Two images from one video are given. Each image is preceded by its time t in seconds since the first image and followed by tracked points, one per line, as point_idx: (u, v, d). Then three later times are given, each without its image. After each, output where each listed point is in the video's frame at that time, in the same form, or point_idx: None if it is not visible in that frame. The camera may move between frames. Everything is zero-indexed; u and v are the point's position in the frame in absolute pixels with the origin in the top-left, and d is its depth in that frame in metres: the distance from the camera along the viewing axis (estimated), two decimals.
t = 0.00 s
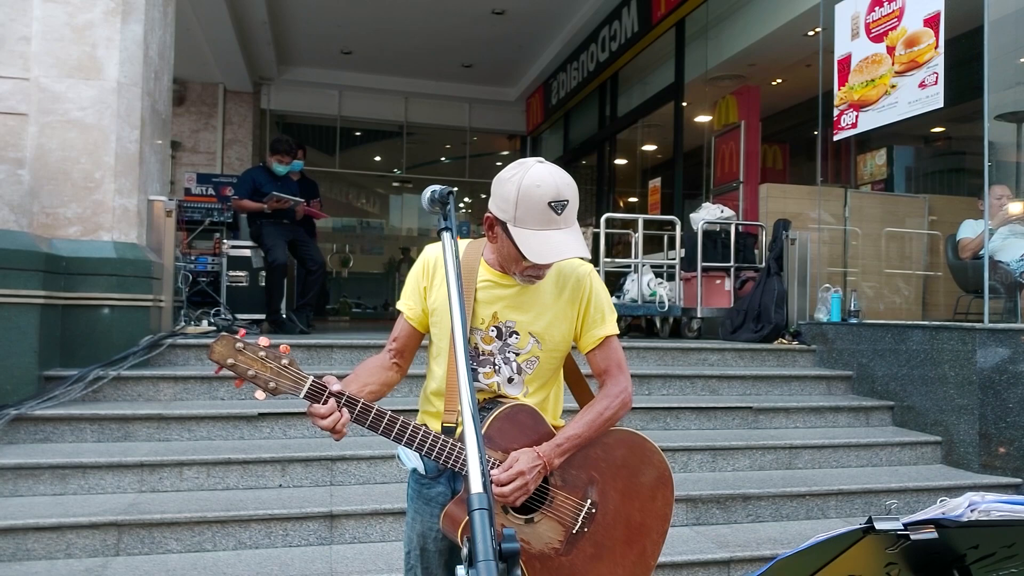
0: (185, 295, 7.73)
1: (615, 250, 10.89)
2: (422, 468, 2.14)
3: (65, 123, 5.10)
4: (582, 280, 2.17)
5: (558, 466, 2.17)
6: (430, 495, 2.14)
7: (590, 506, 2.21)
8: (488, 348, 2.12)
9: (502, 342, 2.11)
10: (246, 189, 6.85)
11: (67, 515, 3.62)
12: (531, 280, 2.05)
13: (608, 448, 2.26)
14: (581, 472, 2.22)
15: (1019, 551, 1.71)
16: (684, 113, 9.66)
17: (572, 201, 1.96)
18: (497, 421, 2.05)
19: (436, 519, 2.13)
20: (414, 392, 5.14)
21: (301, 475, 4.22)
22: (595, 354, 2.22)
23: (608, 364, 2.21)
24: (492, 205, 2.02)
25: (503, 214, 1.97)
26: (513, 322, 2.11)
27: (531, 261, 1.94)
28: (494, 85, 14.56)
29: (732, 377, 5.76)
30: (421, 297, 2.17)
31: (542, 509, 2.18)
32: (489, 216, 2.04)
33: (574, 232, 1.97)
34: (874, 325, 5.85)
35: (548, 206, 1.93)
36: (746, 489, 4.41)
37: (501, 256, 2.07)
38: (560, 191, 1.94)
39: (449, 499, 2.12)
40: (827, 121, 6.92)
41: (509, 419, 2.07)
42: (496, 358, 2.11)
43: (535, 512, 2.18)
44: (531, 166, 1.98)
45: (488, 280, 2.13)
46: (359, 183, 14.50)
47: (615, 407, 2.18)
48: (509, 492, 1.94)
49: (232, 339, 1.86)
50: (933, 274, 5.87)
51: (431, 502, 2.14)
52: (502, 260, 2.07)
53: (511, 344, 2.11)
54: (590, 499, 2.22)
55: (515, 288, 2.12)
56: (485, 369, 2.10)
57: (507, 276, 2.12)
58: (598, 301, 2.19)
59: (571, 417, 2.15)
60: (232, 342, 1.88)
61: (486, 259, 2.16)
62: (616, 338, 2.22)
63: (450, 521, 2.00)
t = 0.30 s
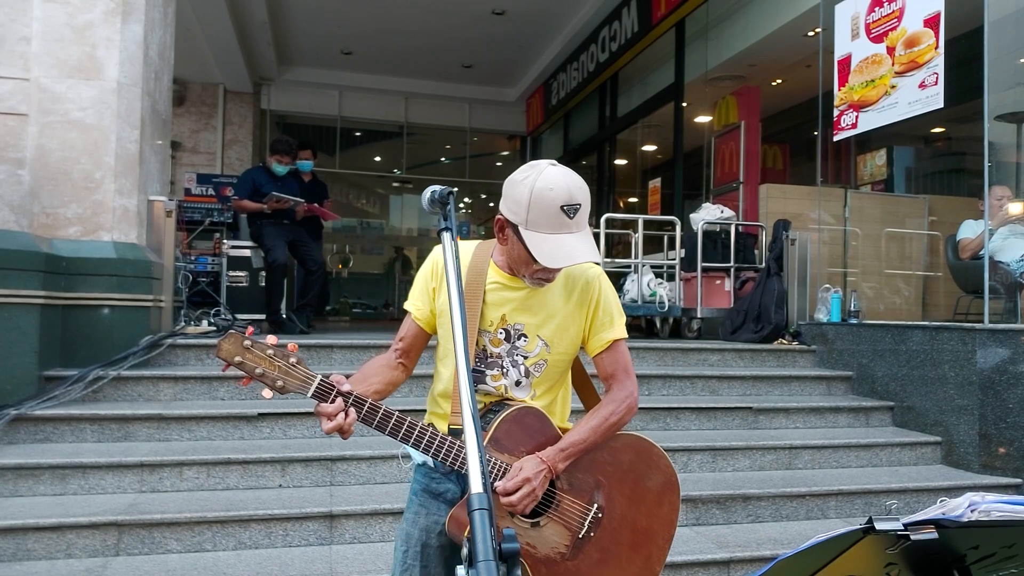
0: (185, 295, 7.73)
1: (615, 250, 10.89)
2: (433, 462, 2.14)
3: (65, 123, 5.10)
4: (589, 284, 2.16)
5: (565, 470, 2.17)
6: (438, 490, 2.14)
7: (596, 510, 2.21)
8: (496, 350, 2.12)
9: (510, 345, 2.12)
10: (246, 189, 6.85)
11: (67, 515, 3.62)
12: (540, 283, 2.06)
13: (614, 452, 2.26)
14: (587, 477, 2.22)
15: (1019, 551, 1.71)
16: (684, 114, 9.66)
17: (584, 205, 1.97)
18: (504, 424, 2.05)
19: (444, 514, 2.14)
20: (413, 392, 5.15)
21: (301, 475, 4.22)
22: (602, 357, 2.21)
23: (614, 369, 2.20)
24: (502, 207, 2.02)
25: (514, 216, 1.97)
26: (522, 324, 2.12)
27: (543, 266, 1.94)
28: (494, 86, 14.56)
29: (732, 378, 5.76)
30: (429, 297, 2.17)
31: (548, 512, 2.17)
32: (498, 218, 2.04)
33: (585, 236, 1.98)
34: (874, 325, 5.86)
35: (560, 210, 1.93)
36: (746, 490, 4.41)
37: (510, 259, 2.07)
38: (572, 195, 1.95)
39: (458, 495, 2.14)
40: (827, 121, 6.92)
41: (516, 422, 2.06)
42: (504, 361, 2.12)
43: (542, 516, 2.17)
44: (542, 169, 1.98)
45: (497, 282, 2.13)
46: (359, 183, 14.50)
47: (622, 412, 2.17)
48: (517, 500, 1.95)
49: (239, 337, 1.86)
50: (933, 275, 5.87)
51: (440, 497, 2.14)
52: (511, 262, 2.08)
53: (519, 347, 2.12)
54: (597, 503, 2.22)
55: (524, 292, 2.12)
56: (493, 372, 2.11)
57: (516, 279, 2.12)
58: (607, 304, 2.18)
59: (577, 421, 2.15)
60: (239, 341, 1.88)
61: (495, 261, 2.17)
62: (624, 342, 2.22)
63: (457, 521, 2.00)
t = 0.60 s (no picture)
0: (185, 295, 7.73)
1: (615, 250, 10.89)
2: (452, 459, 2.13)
3: (65, 123, 5.10)
4: (594, 282, 2.17)
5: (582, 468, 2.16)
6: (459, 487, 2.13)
7: (612, 505, 2.23)
8: (505, 353, 2.07)
9: (519, 348, 2.08)
10: (246, 189, 6.85)
11: (67, 515, 3.62)
12: (548, 285, 2.03)
13: (626, 447, 2.26)
14: (601, 473, 2.22)
15: (1019, 551, 1.71)
16: (684, 114, 9.66)
17: (592, 206, 1.97)
18: (521, 425, 2.04)
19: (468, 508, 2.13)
20: (414, 392, 5.15)
21: (301, 476, 4.22)
22: (608, 355, 2.22)
23: (621, 365, 2.22)
24: (510, 210, 1.99)
25: (525, 220, 1.95)
26: (530, 327, 2.08)
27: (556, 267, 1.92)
28: (494, 86, 14.56)
29: (732, 377, 5.76)
30: (434, 303, 2.13)
31: (567, 510, 2.16)
32: (506, 222, 2.02)
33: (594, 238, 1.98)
34: (874, 325, 5.86)
35: (571, 212, 1.93)
36: (746, 489, 4.41)
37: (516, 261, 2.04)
38: (582, 197, 1.95)
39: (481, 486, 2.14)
40: (827, 121, 6.92)
41: (533, 423, 2.06)
42: (513, 364, 2.08)
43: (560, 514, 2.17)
44: (551, 172, 1.97)
45: (503, 285, 2.08)
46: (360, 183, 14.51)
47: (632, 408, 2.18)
48: (540, 497, 1.96)
49: (259, 354, 1.82)
50: (933, 274, 5.88)
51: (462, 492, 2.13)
52: (517, 265, 2.04)
53: (527, 349, 2.08)
54: (612, 498, 2.23)
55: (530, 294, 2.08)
56: (504, 375, 2.07)
57: (522, 281, 2.08)
58: (611, 303, 2.19)
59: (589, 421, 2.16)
60: (258, 357, 1.83)
61: (499, 263, 2.11)
62: (627, 338, 2.23)
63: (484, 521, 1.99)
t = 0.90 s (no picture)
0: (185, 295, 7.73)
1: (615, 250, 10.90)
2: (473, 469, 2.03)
3: (65, 123, 5.10)
4: (597, 284, 2.20)
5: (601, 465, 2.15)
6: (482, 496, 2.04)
7: (627, 497, 2.22)
8: (522, 356, 2.06)
9: (535, 349, 2.07)
10: (246, 189, 6.84)
11: (67, 515, 3.62)
12: (565, 288, 2.02)
13: (633, 440, 2.27)
14: (616, 467, 2.22)
15: (1019, 551, 1.72)
16: (684, 114, 9.66)
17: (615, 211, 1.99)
18: (546, 426, 2.01)
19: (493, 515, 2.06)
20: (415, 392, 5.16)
21: (301, 476, 4.22)
22: (612, 352, 2.25)
23: (625, 361, 2.26)
24: (536, 213, 1.97)
25: (554, 222, 1.93)
26: (545, 328, 2.08)
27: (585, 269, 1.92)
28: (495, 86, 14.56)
29: (732, 377, 5.76)
30: (445, 311, 2.04)
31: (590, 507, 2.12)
32: (529, 224, 1.99)
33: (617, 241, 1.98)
34: (874, 325, 5.86)
35: (599, 215, 1.93)
36: (747, 489, 4.41)
37: (533, 263, 2.01)
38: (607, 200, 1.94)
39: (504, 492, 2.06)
40: (827, 121, 6.92)
41: (556, 422, 2.04)
42: (531, 365, 2.06)
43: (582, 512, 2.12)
44: (575, 174, 1.96)
45: (517, 288, 2.05)
46: (360, 183, 14.52)
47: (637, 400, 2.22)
48: (577, 500, 1.96)
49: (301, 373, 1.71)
50: (932, 274, 5.88)
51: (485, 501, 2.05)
52: (536, 267, 2.01)
53: (543, 350, 2.08)
54: (626, 491, 2.22)
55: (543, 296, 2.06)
56: (522, 378, 2.04)
57: (537, 283, 2.05)
58: (614, 301, 2.23)
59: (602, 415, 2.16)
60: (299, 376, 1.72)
61: (509, 267, 2.07)
62: (628, 335, 2.28)
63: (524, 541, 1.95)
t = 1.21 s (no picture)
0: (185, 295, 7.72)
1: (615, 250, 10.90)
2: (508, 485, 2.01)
3: (65, 122, 5.10)
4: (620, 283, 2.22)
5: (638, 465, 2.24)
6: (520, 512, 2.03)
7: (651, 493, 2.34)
8: (559, 360, 2.04)
9: (571, 353, 2.06)
10: (246, 189, 6.84)
11: (67, 515, 3.62)
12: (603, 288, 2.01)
13: (655, 438, 2.38)
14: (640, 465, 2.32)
15: (1019, 551, 1.72)
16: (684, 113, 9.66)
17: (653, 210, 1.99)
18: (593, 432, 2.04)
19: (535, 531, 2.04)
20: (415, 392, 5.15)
21: (301, 476, 4.22)
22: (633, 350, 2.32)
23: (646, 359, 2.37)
24: (581, 213, 1.92)
25: (603, 224, 1.89)
26: (580, 331, 2.07)
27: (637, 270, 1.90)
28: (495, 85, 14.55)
29: (732, 377, 5.76)
30: (484, 320, 1.94)
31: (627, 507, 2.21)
32: (572, 225, 1.94)
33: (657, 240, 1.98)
34: (874, 325, 5.86)
35: (645, 216, 1.92)
36: (747, 489, 4.41)
37: (572, 265, 1.98)
38: (650, 199, 1.94)
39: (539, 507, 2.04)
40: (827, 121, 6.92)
41: (602, 427, 2.09)
42: (568, 369, 2.05)
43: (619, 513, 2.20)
44: (618, 174, 1.93)
45: (555, 291, 2.01)
46: (360, 183, 14.56)
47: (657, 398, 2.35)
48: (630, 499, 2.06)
49: (401, 397, 1.62)
50: (933, 274, 5.88)
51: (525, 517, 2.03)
52: (574, 269, 1.98)
53: (578, 353, 2.07)
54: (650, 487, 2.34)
55: (578, 299, 2.05)
56: (561, 383, 2.03)
57: (572, 286, 2.03)
58: (631, 299, 2.27)
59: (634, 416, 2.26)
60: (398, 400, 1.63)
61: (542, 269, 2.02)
62: (643, 333, 2.35)
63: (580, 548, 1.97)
